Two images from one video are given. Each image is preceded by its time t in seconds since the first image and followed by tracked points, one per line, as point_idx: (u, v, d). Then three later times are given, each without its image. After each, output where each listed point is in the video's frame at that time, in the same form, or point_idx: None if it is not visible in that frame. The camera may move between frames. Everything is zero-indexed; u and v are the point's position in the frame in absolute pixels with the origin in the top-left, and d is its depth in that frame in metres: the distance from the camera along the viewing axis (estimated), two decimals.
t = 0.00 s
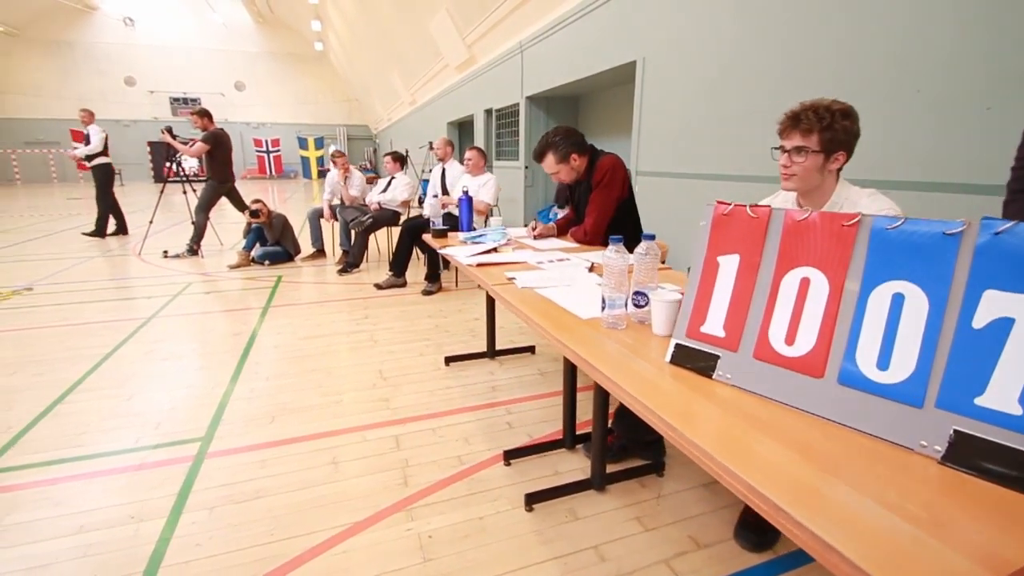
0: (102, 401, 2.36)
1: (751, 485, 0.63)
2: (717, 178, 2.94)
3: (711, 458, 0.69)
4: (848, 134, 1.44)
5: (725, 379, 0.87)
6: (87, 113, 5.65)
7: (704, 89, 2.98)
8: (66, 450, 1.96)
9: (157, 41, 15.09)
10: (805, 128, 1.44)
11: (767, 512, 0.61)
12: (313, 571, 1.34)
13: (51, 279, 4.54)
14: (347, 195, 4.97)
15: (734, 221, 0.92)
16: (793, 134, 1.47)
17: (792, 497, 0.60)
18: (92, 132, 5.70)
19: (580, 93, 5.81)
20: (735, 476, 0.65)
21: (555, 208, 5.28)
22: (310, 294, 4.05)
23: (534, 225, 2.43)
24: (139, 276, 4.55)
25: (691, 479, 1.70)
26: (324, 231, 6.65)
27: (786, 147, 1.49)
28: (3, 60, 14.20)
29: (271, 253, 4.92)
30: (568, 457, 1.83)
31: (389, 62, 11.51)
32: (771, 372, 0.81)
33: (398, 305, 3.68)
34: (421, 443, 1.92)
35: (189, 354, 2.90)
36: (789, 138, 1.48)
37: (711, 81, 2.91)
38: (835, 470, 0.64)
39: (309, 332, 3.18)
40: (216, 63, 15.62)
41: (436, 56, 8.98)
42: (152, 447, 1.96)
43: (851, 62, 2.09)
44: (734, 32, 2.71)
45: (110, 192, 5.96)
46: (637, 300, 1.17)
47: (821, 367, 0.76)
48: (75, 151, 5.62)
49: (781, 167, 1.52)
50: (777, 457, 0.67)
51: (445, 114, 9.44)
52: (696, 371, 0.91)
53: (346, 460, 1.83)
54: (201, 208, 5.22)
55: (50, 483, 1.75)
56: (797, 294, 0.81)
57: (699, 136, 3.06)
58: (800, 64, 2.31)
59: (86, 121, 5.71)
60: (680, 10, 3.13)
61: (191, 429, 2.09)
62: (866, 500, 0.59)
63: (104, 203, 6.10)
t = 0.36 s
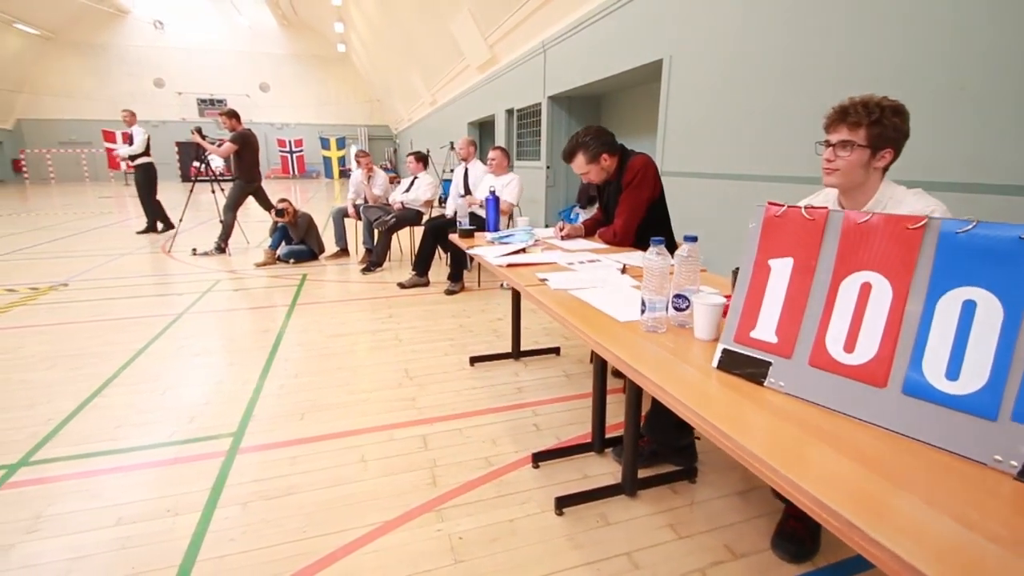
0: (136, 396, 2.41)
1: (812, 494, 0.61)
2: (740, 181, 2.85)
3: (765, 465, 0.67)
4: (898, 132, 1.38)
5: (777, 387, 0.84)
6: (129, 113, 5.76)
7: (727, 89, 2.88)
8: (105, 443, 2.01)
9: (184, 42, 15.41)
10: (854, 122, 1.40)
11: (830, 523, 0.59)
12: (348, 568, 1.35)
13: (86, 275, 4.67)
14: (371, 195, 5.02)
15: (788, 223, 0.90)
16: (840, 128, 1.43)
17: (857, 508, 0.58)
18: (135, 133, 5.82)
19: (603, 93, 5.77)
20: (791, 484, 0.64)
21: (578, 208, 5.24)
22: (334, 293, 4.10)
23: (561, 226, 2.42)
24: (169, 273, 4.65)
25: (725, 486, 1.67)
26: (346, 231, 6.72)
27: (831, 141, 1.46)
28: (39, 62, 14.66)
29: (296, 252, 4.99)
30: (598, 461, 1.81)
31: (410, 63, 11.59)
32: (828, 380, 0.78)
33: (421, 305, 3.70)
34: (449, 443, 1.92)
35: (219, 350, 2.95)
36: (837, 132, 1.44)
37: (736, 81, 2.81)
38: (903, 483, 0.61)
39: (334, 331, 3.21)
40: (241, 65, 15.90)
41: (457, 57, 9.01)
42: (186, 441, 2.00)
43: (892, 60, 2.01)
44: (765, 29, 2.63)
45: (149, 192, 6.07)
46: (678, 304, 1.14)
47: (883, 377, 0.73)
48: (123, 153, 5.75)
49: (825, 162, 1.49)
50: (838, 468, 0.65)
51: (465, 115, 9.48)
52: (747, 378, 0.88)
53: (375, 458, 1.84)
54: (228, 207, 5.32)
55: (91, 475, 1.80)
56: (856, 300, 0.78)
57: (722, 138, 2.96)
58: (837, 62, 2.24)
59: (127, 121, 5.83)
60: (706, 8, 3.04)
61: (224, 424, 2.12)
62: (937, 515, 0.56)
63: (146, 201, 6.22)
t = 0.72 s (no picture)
0: (169, 391, 2.46)
1: (881, 507, 0.58)
2: (772, 182, 2.77)
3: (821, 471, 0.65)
4: (946, 131, 1.32)
5: (835, 396, 0.81)
6: (176, 113, 5.90)
7: (757, 88, 2.81)
8: (140, 436, 2.05)
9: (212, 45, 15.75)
10: (896, 131, 1.34)
11: (901, 537, 0.56)
12: (378, 569, 1.34)
13: (119, 272, 4.80)
14: (394, 194, 5.05)
15: (846, 225, 0.87)
16: (882, 137, 1.38)
17: (932, 522, 0.55)
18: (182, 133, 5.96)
19: (627, 92, 5.70)
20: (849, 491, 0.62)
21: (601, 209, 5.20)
22: (358, 291, 4.14)
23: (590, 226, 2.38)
24: (198, 271, 4.74)
25: (761, 495, 1.63)
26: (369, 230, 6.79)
27: (874, 151, 1.40)
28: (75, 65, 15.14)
29: (321, 250, 5.05)
30: (628, 466, 1.79)
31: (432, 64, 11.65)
32: (891, 390, 0.75)
33: (445, 304, 3.70)
34: (476, 445, 1.91)
35: (248, 347, 3.00)
36: (880, 141, 1.39)
37: (766, 80, 2.74)
38: (979, 499, 0.57)
39: (360, 329, 3.24)
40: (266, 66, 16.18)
41: (479, 57, 9.02)
42: (218, 437, 2.03)
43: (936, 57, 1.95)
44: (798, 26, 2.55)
45: (190, 192, 6.24)
46: (722, 308, 1.11)
47: (952, 388, 0.69)
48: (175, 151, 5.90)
49: (873, 172, 1.44)
50: (906, 481, 0.62)
51: (486, 115, 9.48)
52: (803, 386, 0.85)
53: (404, 458, 1.84)
54: (255, 206, 5.41)
55: (128, 468, 1.84)
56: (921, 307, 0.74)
57: (752, 138, 2.88)
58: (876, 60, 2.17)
59: (172, 123, 5.97)
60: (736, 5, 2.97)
61: (255, 420, 2.15)
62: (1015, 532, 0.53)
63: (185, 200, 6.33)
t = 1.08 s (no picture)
0: (204, 386, 2.51)
1: (957, 518, 0.55)
2: (808, 183, 2.70)
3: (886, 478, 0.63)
4: (1007, 132, 1.27)
5: (901, 405, 0.78)
6: (222, 116, 6.03)
7: (794, 86, 2.74)
8: (178, 429, 2.10)
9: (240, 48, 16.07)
10: (956, 129, 1.29)
11: (980, 549, 0.53)
12: (414, 569, 1.34)
13: (153, 269, 4.93)
14: (419, 194, 5.06)
15: (915, 227, 0.83)
16: (939, 137, 1.32)
17: (1009, 534, 0.52)
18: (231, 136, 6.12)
19: (653, 91, 5.63)
20: (918, 499, 0.59)
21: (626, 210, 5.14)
22: (385, 290, 4.17)
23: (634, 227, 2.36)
24: (229, 268, 4.85)
25: (802, 505, 1.58)
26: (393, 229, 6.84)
27: (930, 150, 1.35)
28: (112, 68, 15.64)
29: (347, 249, 5.11)
30: (662, 471, 1.76)
31: (455, 65, 11.68)
32: (961, 400, 0.71)
33: (471, 304, 3.71)
34: (507, 446, 1.90)
35: (279, 344, 3.04)
36: (937, 141, 1.33)
37: (804, 78, 2.67)
38: None
39: (387, 328, 3.26)
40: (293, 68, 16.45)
41: (503, 57, 9.01)
42: (253, 432, 2.07)
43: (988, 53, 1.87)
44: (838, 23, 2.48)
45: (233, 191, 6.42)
46: (773, 312, 1.08)
47: None
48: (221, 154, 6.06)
49: (925, 172, 1.38)
50: (982, 492, 0.59)
51: (509, 115, 9.47)
52: (867, 395, 0.82)
53: (437, 457, 1.85)
54: (284, 205, 5.50)
55: (168, 461, 1.88)
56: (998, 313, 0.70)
57: (787, 138, 2.81)
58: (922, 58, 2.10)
59: (221, 125, 6.11)
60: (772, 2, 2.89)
61: (288, 416, 2.18)
62: None
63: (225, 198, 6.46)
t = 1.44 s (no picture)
0: (242, 380, 2.57)
1: None
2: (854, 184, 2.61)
3: (973, 490, 0.60)
4: None
5: (988, 418, 0.74)
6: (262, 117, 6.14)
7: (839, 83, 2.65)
8: (220, 423, 2.15)
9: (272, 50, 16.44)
10: None
11: None
12: (454, 569, 1.34)
13: (191, 265, 5.07)
14: (448, 194, 5.08)
15: (1003, 230, 0.77)
16: (1011, 133, 1.25)
17: None
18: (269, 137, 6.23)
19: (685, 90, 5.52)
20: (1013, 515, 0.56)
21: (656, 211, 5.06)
22: (414, 289, 4.20)
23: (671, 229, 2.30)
24: (263, 266, 4.96)
25: (854, 518, 1.52)
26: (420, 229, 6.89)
27: (1000, 147, 1.28)
28: (151, 71, 16.18)
29: (377, 248, 5.17)
30: (704, 478, 1.71)
31: (482, 65, 11.71)
32: None
33: (500, 304, 3.70)
34: (543, 448, 1.88)
35: (312, 340, 3.09)
36: (1010, 137, 1.26)
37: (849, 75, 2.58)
38: None
39: (418, 327, 3.28)
40: (322, 70, 16.74)
41: (530, 57, 8.98)
42: (291, 427, 2.10)
43: None
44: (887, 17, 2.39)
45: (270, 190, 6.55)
46: (837, 318, 1.04)
47: None
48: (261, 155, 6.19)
49: (993, 169, 1.30)
50: None
51: (536, 115, 9.44)
52: (947, 406, 0.79)
53: (473, 457, 1.84)
54: (316, 204, 5.59)
55: (211, 453, 1.92)
56: None
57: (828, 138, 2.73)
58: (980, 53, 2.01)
59: (259, 126, 6.24)
60: None
61: (324, 412, 2.20)
62: None
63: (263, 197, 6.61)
